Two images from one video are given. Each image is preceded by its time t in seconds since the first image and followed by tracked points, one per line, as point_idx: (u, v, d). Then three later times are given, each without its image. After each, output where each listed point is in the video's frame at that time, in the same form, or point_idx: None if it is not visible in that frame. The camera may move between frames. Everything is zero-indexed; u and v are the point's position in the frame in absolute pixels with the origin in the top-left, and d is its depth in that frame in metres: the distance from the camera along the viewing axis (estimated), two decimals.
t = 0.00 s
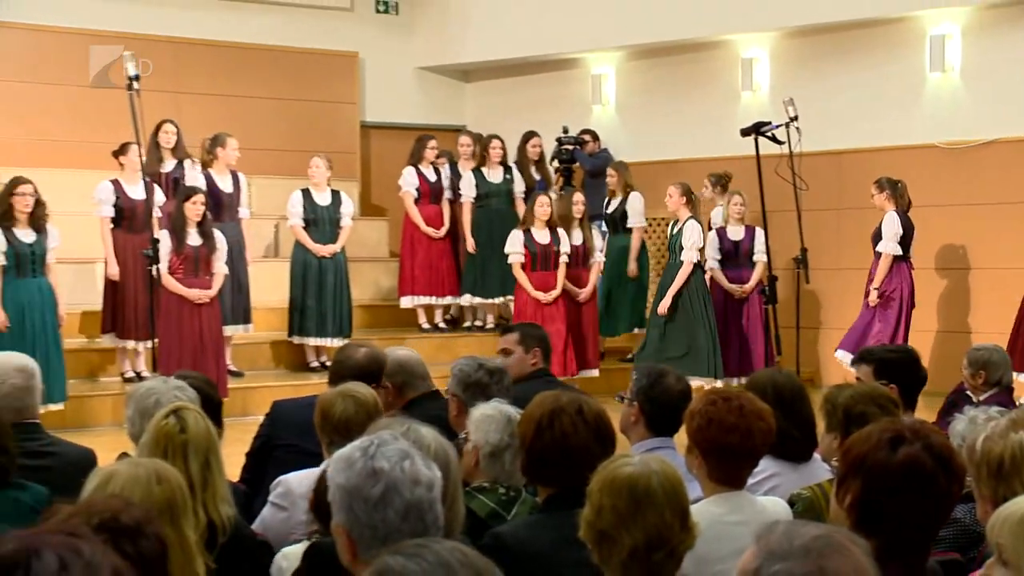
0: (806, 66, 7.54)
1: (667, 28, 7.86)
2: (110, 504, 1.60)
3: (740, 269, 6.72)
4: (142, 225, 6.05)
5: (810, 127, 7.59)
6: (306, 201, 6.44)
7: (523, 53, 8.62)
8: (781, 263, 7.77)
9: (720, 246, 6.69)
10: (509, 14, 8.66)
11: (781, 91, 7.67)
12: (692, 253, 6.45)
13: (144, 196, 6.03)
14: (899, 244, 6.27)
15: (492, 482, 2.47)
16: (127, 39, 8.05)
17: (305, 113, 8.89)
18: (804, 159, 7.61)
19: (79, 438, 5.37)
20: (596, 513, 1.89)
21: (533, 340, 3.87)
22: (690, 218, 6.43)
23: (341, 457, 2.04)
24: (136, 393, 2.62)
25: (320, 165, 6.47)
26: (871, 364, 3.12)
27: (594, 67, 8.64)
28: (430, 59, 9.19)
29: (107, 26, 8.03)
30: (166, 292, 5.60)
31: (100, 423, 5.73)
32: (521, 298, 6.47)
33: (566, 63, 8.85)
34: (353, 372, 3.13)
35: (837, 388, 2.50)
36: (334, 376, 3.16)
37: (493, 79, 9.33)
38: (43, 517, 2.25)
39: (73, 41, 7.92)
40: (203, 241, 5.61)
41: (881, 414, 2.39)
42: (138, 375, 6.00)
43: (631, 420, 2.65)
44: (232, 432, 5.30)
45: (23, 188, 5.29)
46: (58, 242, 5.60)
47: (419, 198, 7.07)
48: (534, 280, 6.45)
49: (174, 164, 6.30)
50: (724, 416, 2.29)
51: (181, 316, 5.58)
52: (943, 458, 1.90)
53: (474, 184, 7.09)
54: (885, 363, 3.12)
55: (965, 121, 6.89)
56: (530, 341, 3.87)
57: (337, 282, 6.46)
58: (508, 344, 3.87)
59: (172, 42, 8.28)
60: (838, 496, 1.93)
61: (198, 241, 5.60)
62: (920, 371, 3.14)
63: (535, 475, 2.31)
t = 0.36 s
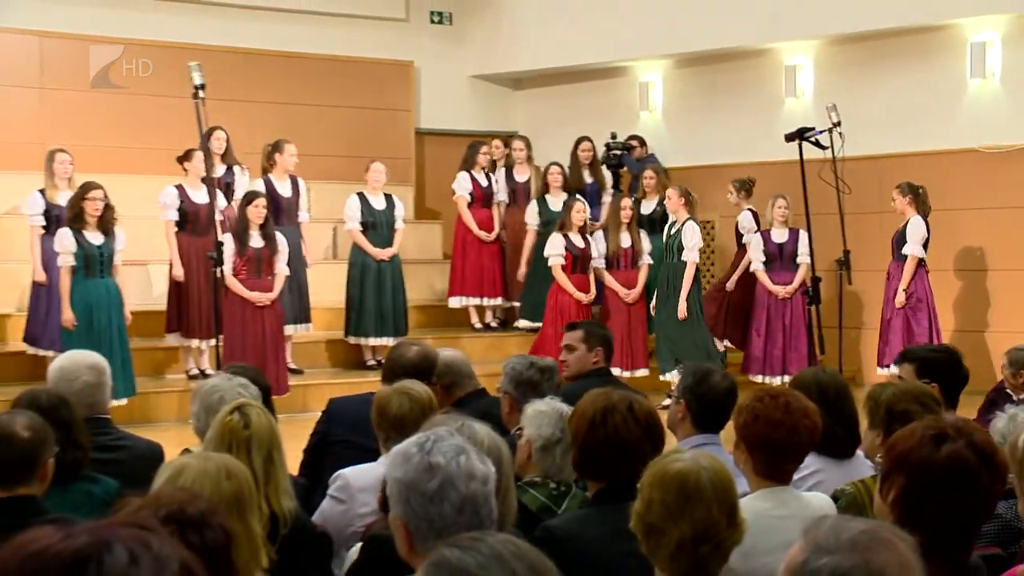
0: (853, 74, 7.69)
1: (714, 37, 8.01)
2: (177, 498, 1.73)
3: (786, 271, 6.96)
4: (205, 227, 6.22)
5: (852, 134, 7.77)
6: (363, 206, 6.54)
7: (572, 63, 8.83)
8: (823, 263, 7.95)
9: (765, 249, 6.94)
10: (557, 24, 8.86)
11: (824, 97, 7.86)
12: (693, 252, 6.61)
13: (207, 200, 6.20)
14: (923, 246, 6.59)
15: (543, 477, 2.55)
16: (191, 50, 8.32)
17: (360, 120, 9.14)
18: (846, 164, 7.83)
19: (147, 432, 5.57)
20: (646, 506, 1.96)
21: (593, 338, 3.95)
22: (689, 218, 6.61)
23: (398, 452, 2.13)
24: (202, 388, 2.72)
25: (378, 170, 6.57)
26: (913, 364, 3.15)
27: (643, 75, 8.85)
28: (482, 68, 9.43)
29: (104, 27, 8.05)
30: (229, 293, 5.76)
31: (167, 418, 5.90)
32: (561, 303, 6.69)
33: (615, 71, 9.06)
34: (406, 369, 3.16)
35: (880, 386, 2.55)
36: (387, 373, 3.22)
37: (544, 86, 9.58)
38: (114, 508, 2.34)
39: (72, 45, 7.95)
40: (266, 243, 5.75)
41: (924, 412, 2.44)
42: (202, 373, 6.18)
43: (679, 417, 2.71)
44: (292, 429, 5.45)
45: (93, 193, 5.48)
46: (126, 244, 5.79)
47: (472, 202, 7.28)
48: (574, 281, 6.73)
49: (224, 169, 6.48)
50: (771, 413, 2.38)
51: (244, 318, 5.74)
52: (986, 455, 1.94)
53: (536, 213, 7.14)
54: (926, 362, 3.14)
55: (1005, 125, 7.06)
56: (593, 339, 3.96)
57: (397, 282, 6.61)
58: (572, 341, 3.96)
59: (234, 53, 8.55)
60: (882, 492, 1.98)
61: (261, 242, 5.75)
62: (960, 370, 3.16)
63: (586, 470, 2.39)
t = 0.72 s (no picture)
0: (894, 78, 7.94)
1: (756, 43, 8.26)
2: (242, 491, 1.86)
3: (830, 271, 7.26)
4: (266, 229, 6.38)
5: (896, 138, 8.00)
6: (418, 209, 6.63)
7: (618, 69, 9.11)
8: (866, 264, 8.20)
9: (808, 250, 7.25)
10: (604, 31, 9.16)
11: (866, 102, 8.12)
12: (693, 259, 6.57)
13: (267, 202, 6.35)
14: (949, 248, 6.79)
15: (592, 471, 2.62)
16: (253, 58, 8.69)
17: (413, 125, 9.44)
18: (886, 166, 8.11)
19: (208, 426, 5.72)
20: (696, 499, 2.03)
21: (651, 339, 4.01)
22: (691, 224, 6.58)
23: (453, 447, 2.21)
24: (262, 383, 2.81)
25: (434, 173, 6.65)
26: (955, 361, 3.17)
27: (689, 80, 9.16)
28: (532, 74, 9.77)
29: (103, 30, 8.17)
30: (291, 292, 5.88)
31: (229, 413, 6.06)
32: (592, 303, 6.83)
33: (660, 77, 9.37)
34: (457, 365, 3.22)
35: (922, 384, 2.58)
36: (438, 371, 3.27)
37: (593, 92, 9.93)
38: (180, 500, 2.43)
39: (72, 47, 8.06)
40: (326, 244, 5.88)
41: (965, 410, 2.47)
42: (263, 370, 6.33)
43: (724, 413, 2.74)
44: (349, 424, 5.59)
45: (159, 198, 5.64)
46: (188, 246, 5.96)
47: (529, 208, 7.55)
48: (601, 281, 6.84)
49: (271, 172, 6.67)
50: (815, 410, 2.45)
51: (307, 317, 5.87)
52: None
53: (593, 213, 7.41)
54: (969, 360, 3.16)
55: None
56: (650, 340, 4.02)
57: (451, 282, 6.75)
58: (629, 340, 4.03)
59: (292, 61, 8.90)
60: (927, 488, 2.03)
61: (321, 244, 5.88)
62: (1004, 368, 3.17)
63: (635, 465, 2.46)
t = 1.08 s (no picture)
0: (931, 83, 8.29)
1: (800, 51, 8.57)
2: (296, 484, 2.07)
3: (868, 272, 7.33)
4: (319, 232, 6.48)
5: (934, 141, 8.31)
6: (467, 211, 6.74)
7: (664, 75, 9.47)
8: (905, 265, 8.46)
9: (847, 251, 7.36)
10: (649, 37, 9.54)
11: (904, 106, 8.48)
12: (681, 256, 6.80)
13: (320, 206, 6.44)
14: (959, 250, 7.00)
15: (637, 466, 2.68)
16: (310, 66, 9.11)
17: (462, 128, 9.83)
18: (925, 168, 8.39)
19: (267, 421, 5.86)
20: (738, 494, 2.09)
21: (694, 339, 4.07)
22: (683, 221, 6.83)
23: (503, 441, 2.29)
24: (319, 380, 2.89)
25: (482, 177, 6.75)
26: (993, 358, 3.20)
27: (729, 87, 9.61)
28: (578, 79, 10.27)
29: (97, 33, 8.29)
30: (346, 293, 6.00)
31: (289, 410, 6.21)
32: (625, 302, 6.98)
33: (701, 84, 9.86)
34: (502, 363, 3.30)
35: (960, 384, 2.63)
36: (484, 369, 3.34)
37: (641, 97, 10.39)
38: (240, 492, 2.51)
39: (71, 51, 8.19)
40: (379, 246, 6.00)
41: (1003, 409, 2.51)
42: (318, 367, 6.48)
43: (765, 410, 2.79)
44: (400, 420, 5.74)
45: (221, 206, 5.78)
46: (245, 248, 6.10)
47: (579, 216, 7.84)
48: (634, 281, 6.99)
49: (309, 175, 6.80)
50: (858, 407, 2.53)
51: (360, 315, 5.98)
52: None
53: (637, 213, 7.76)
54: (1008, 359, 3.19)
55: None
56: (693, 340, 4.06)
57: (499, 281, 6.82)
58: (673, 340, 4.09)
59: (351, 69, 9.35)
60: (964, 484, 2.09)
61: (374, 245, 5.99)
62: None
63: (679, 460, 2.52)
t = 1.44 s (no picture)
0: (963, 87, 8.35)
1: (832, 56, 8.66)
2: (348, 479, 2.16)
3: (901, 273, 7.40)
4: (366, 234, 6.64)
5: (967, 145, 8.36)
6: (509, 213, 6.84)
7: (698, 80, 9.59)
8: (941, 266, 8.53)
9: (881, 253, 7.45)
10: (682, 43, 9.66)
11: (938, 111, 8.52)
12: (676, 260, 6.89)
13: (368, 209, 6.59)
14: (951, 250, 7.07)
15: (676, 462, 2.77)
16: (359, 74, 9.38)
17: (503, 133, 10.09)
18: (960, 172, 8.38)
19: (317, 416, 6.02)
20: (775, 489, 2.16)
21: (723, 337, 4.11)
22: (679, 229, 6.90)
23: (546, 437, 2.37)
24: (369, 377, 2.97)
25: (524, 180, 6.89)
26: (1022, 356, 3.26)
27: (766, 92, 9.69)
28: (617, 87, 10.45)
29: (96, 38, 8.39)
30: (394, 292, 6.14)
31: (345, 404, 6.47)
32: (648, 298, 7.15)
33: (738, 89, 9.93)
34: (542, 361, 3.37)
35: (992, 382, 2.69)
36: (520, 366, 3.42)
37: (676, 103, 10.54)
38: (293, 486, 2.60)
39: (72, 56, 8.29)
40: (426, 247, 6.11)
41: None
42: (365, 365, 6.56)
43: (802, 407, 2.85)
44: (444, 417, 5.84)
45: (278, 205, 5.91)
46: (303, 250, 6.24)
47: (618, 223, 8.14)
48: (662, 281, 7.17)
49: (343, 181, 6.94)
50: (894, 403, 2.63)
51: (408, 311, 6.11)
52: None
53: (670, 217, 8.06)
54: None
55: None
56: (721, 338, 4.11)
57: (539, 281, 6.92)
58: (702, 341, 4.15)
59: (401, 76, 9.62)
60: (999, 480, 2.13)
61: (421, 247, 6.11)
62: None
63: (718, 456, 2.60)
